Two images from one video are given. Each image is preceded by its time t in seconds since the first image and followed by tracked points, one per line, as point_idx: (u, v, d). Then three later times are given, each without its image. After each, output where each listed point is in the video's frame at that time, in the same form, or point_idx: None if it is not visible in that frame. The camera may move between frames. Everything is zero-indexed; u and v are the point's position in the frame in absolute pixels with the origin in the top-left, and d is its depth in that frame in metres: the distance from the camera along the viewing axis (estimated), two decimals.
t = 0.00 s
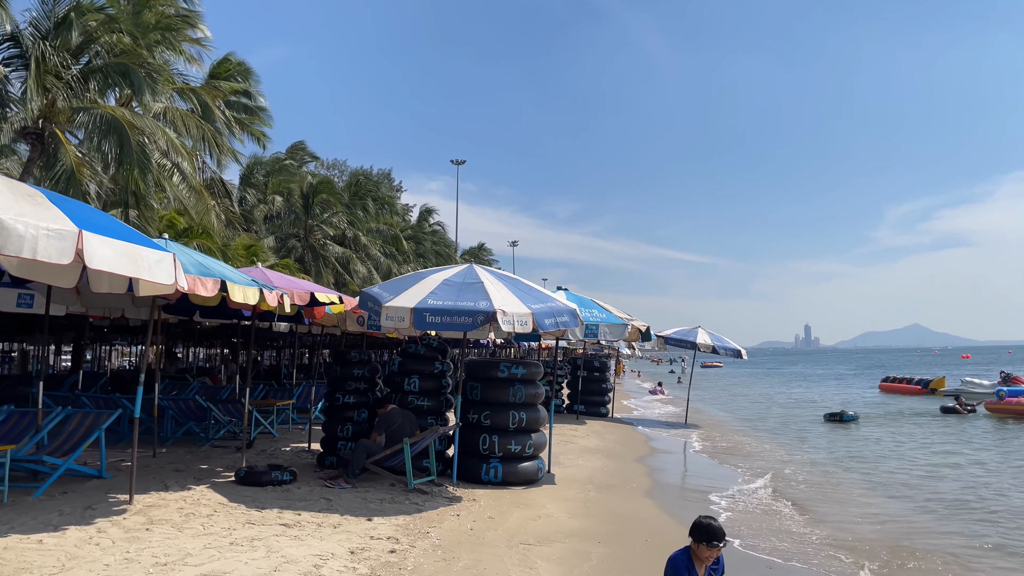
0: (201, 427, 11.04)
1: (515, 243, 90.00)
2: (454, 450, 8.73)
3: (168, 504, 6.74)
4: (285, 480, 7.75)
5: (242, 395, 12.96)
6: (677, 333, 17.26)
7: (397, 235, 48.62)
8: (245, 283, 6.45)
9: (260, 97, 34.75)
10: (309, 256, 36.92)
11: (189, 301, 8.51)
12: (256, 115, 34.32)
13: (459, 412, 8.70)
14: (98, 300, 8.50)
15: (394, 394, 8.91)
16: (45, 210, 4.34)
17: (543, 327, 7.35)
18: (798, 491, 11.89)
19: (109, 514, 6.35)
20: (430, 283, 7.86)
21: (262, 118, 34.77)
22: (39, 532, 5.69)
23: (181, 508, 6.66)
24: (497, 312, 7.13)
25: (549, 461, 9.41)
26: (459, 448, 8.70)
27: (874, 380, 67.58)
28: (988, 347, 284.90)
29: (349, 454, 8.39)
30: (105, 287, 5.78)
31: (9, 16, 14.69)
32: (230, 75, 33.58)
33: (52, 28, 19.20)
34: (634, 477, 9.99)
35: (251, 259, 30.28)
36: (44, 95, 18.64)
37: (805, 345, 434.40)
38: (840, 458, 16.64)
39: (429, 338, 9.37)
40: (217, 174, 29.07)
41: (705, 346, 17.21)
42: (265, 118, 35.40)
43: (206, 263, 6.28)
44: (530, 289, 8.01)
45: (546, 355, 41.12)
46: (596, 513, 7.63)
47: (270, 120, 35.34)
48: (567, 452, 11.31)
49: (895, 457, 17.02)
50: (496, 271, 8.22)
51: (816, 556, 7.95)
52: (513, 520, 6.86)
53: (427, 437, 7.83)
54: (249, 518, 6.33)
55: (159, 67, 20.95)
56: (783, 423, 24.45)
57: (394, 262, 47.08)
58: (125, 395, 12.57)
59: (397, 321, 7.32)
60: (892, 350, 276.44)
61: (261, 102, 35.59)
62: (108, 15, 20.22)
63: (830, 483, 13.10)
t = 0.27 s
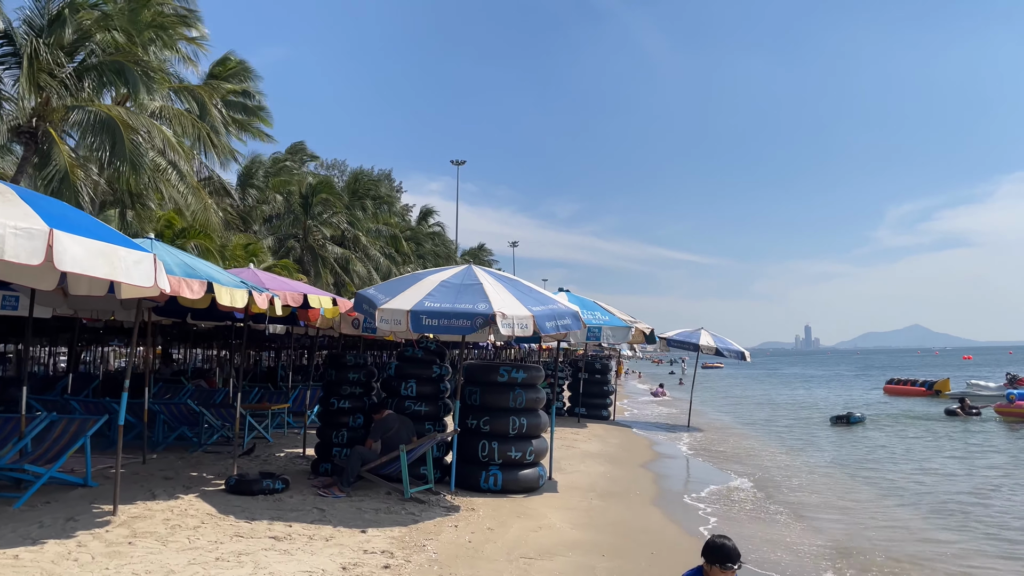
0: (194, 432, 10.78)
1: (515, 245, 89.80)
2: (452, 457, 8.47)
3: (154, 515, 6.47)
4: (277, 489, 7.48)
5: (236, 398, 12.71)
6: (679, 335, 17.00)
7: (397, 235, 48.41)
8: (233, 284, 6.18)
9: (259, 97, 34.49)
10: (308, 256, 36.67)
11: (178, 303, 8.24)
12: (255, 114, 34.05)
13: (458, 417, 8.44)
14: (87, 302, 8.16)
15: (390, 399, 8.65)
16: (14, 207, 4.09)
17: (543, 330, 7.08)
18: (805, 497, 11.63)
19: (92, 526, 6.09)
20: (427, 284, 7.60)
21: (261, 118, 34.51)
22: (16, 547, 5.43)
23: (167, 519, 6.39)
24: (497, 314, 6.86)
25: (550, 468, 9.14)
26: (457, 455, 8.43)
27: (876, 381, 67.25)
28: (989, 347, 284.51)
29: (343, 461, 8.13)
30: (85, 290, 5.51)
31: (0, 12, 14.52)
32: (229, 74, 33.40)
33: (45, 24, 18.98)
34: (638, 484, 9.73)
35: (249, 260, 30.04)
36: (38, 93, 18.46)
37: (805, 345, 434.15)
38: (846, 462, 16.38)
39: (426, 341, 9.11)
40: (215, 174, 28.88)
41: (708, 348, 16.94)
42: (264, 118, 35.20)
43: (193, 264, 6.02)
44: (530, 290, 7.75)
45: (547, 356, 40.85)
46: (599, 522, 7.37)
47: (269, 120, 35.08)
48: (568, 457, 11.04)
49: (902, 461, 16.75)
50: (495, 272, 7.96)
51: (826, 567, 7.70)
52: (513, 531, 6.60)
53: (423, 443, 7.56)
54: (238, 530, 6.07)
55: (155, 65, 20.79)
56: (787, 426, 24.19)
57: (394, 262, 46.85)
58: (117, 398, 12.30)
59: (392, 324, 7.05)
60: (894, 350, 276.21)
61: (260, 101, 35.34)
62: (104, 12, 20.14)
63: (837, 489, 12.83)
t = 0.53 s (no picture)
0: (189, 435, 10.52)
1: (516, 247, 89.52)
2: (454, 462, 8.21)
3: (144, 524, 6.21)
4: (273, 495, 7.22)
5: (234, 400, 12.45)
6: (684, 336, 16.74)
7: (397, 236, 48.22)
8: (227, 282, 5.91)
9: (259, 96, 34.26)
10: (308, 257, 36.43)
11: (171, 301, 7.99)
12: (255, 114, 33.82)
13: (460, 421, 8.18)
14: (76, 301, 7.94)
15: (390, 402, 8.38)
16: None
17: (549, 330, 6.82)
18: (815, 502, 11.35)
19: (78, 534, 5.82)
20: (429, 283, 7.34)
21: (261, 118, 34.29)
22: None
23: (158, 528, 6.13)
24: (501, 314, 6.60)
25: (554, 473, 8.88)
26: (459, 460, 8.17)
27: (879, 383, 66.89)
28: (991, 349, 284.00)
29: (342, 466, 7.86)
30: (70, 287, 5.20)
31: None
32: (229, 74, 33.27)
33: (41, 21, 18.80)
34: (644, 489, 9.46)
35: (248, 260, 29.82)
36: (34, 90, 18.32)
37: (806, 347, 433.70)
38: (853, 465, 16.11)
39: (427, 342, 8.85)
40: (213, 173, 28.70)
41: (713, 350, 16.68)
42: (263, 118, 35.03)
43: (184, 261, 5.76)
44: (535, 289, 7.50)
45: (548, 358, 40.59)
46: (606, 531, 7.11)
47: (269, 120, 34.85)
48: (573, 461, 10.78)
49: (910, 466, 16.49)
50: (499, 271, 7.70)
51: None
52: (518, 540, 6.33)
53: (425, 448, 7.30)
54: (231, 539, 5.80)
55: (152, 62, 20.64)
56: (792, 428, 23.91)
57: (394, 263, 46.64)
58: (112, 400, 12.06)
59: (392, 324, 6.79)
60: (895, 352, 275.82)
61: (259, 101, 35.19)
62: (100, 9, 19.99)
63: (846, 493, 12.57)
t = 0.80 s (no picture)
0: (187, 439, 10.30)
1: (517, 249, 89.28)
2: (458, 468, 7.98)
3: (137, 534, 5.98)
4: (271, 503, 6.98)
5: (232, 404, 12.23)
6: (689, 338, 16.51)
7: (398, 237, 47.98)
8: (223, 282, 5.68)
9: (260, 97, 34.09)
10: (308, 258, 36.19)
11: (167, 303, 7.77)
12: (256, 115, 33.64)
13: (465, 426, 7.95)
14: (70, 303, 7.73)
15: (392, 406, 8.16)
16: None
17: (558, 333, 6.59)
18: (825, 509, 11.10)
19: (68, 545, 5.59)
20: (433, 283, 7.12)
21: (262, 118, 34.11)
22: None
23: (151, 538, 5.90)
24: (509, 316, 6.38)
25: (561, 479, 8.64)
26: (463, 466, 7.94)
27: (882, 385, 66.62)
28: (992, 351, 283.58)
29: (342, 472, 7.63)
30: (60, 288, 4.97)
31: None
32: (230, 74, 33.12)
33: (39, 19, 18.68)
34: (653, 495, 9.22)
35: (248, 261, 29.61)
36: (31, 89, 18.19)
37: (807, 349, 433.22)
38: (862, 470, 15.86)
39: (430, 344, 8.63)
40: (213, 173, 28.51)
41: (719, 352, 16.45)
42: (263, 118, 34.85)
43: (178, 261, 5.53)
44: (543, 290, 7.26)
45: (550, 360, 40.33)
46: (616, 540, 6.88)
47: (270, 120, 34.68)
48: (579, 466, 10.54)
49: (919, 471, 16.25)
50: (505, 272, 7.48)
51: None
52: (526, 551, 6.10)
53: (428, 454, 7.08)
54: (227, 551, 5.57)
55: (151, 61, 20.48)
56: (798, 431, 23.65)
57: (396, 265, 46.41)
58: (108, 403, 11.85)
59: (395, 326, 6.56)
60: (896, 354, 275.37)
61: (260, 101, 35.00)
62: (98, 7, 19.84)
63: (856, 499, 12.33)
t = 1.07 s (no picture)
0: (183, 443, 10.09)
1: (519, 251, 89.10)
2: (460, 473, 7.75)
3: (127, 542, 5.76)
4: (267, 509, 6.76)
5: (230, 406, 12.03)
6: (693, 340, 16.30)
7: (400, 238, 47.79)
8: (216, 280, 5.46)
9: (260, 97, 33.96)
10: (308, 259, 35.99)
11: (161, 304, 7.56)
12: (256, 115, 33.50)
13: (466, 429, 7.74)
14: (61, 303, 7.53)
15: (392, 410, 7.95)
16: None
17: (563, 335, 6.37)
18: (835, 514, 10.87)
19: (55, 554, 5.38)
20: (434, 283, 6.90)
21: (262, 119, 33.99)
22: None
23: (141, 546, 5.68)
24: (512, 316, 6.17)
25: (565, 485, 8.41)
26: (465, 471, 7.72)
27: (886, 387, 66.32)
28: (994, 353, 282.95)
29: (341, 477, 7.41)
30: (43, 287, 4.77)
31: None
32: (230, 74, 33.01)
33: (36, 17, 18.58)
34: (659, 501, 8.99)
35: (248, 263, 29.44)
36: (27, 87, 18.08)
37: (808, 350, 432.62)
38: (870, 474, 15.62)
39: (431, 346, 8.42)
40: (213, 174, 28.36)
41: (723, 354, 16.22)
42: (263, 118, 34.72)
43: (169, 259, 5.31)
44: (546, 290, 7.05)
45: (553, 362, 40.08)
46: (622, 548, 6.65)
47: (270, 121, 34.55)
48: (582, 471, 10.31)
49: (927, 474, 16.01)
50: (508, 271, 7.26)
51: None
52: (530, 560, 5.88)
53: (429, 459, 6.86)
54: (220, 560, 5.35)
55: (149, 60, 20.34)
56: (803, 434, 23.40)
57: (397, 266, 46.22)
58: (104, 405, 11.66)
59: (394, 327, 6.34)
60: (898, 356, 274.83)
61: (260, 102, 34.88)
62: (96, 5, 19.72)
63: (865, 503, 12.11)
